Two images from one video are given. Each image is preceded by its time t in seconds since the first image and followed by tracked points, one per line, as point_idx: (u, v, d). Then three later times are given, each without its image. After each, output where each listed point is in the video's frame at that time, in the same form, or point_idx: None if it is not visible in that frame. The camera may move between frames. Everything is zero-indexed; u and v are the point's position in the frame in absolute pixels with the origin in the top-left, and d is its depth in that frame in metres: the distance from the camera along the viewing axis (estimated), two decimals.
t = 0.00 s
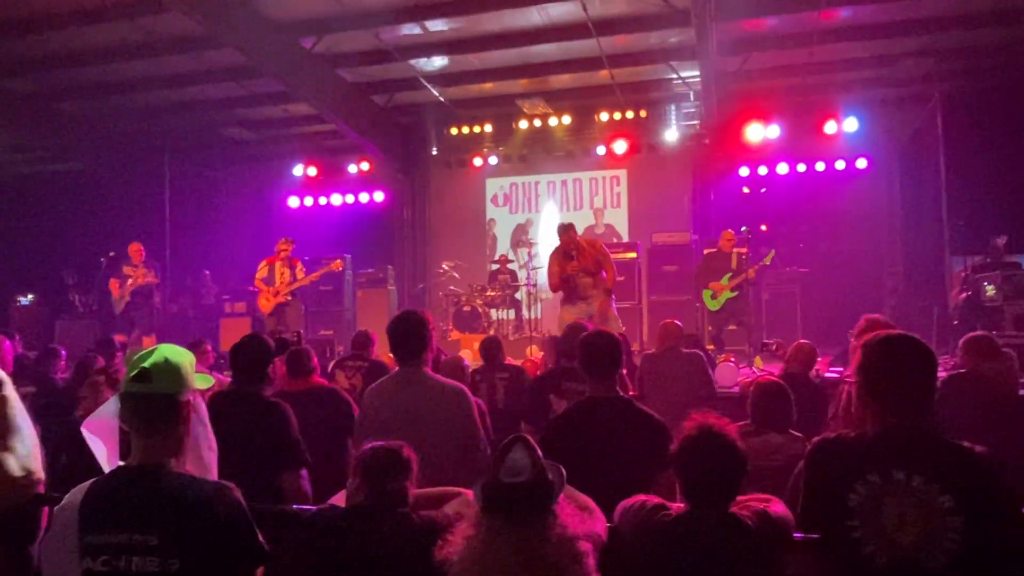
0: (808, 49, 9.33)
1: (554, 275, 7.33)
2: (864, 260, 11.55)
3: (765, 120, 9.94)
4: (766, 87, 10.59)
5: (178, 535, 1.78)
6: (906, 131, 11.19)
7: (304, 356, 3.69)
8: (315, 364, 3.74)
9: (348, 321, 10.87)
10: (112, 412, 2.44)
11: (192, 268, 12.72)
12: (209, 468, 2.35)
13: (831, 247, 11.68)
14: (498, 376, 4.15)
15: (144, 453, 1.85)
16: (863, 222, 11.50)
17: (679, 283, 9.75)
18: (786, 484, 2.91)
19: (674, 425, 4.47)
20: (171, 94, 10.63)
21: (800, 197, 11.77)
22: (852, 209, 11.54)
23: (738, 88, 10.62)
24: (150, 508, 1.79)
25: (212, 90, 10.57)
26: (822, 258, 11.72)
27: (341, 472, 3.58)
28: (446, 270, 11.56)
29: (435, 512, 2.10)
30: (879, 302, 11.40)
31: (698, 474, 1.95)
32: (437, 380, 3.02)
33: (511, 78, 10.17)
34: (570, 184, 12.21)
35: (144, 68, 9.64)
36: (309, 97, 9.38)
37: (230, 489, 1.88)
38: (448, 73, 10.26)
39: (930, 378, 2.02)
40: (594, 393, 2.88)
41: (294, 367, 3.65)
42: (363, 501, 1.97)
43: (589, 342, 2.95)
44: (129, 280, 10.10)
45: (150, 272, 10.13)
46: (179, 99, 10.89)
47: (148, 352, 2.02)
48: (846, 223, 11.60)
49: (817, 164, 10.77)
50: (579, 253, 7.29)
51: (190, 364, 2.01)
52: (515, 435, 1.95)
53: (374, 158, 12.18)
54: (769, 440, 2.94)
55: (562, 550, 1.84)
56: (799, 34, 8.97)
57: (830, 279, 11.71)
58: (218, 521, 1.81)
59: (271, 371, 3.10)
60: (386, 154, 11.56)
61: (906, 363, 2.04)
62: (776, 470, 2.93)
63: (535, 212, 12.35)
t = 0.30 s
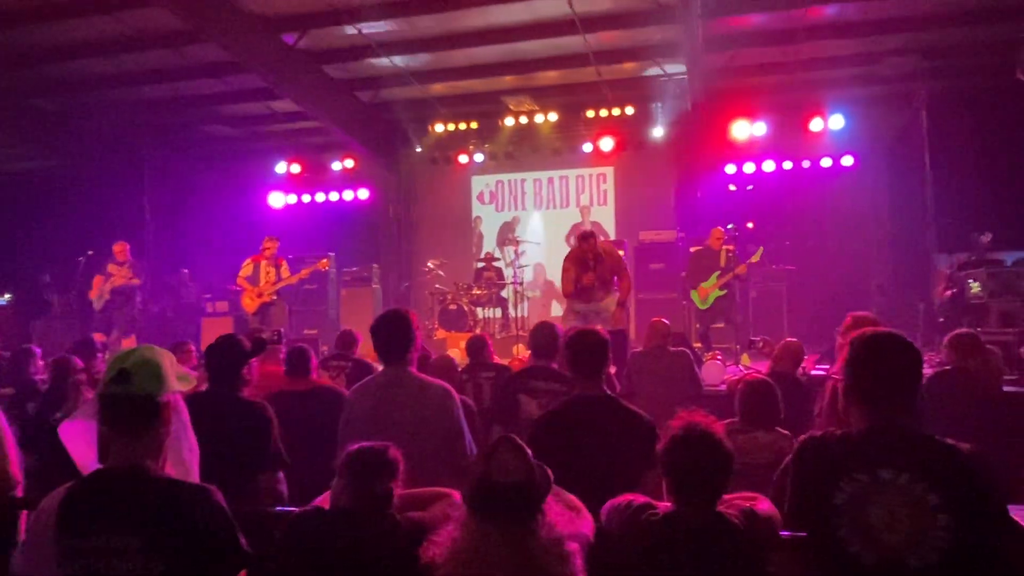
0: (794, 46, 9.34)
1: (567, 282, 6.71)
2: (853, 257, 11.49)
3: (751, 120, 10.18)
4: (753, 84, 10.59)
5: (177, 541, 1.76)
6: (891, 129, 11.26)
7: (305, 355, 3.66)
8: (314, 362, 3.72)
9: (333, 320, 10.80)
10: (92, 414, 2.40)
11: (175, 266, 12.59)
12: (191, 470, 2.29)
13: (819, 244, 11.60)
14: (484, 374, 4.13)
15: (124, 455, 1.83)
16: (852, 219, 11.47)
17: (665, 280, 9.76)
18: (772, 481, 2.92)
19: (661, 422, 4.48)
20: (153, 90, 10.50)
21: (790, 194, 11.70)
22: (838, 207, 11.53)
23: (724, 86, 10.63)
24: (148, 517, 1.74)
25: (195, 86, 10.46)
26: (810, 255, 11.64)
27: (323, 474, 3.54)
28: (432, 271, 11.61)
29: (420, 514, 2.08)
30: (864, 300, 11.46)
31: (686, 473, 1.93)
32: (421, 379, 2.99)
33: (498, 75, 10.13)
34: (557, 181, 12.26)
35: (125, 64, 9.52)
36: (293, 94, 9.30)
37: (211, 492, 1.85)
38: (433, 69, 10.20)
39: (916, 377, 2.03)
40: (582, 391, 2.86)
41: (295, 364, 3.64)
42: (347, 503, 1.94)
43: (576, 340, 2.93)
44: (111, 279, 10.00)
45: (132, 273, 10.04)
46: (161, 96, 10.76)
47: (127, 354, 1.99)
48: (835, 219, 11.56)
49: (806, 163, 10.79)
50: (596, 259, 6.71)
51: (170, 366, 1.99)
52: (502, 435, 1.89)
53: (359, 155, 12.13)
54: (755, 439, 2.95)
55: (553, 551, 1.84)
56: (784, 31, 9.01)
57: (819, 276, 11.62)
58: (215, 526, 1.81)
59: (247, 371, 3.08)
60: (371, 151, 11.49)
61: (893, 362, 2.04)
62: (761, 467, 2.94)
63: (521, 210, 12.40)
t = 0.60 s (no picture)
0: (772, 47, 9.43)
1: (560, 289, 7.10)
2: (829, 256, 11.67)
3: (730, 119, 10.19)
4: (731, 84, 10.69)
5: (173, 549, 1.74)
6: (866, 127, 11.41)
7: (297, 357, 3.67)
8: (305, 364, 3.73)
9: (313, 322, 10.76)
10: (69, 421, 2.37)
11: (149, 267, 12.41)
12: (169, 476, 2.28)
13: (796, 243, 11.77)
14: (466, 375, 4.14)
15: (102, 462, 1.78)
16: (829, 218, 11.64)
17: (644, 279, 9.82)
18: (753, 479, 2.95)
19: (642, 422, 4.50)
20: (126, 89, 10.34)
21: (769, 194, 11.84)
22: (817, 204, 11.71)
23: (703, 85, 10.66)
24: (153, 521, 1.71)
25: (170, 85, 10.32)
26: (788, 254, 11.83)
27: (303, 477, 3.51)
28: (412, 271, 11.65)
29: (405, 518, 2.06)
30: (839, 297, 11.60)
31: (670, 475, 1.94)
32: (403, 380, 2.97)
33: (477, 74, 10.11)
34: (537, 180, 12.37)
35: (98, 62, 9.36)
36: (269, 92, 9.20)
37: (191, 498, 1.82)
38: (412, 67, 10.15)
39: (896, 378, 2.06)
40: (566, 393, 2.86)
41: (286, 366, 3.64)
42: (331, 506, 1.93)
43: (559, 342, 2.93)
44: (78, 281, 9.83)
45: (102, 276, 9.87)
46: (133, 94, 10.59)
47: (106, 358, 1.95)
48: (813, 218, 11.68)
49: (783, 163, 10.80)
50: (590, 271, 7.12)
51: (149, 370, 1.96)
52: (486, 437, 1.89)
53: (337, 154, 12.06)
54: (737, 439, 2.97)
55: (539, 553, 1.82)
56: (762, 32, 9.08)
57: (797, 275, 11.80)
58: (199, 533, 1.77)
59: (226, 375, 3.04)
60: (349, 151, 11.42)
61: (872, 364, 2.07)
62: (741, 466, 2.97)
63: (502, 210, 12.53)
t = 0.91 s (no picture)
0: (754, 44, 9.48)
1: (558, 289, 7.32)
2: (812, 253, 11.74)
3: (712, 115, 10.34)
4: (713, 82, 10.75)
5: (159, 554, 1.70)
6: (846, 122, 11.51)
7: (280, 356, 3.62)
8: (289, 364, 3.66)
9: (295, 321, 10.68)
10: (50, 423, 2.32)
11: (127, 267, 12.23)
12: (155, 478, 2.24)
13: (778, 240, 11.82)
14: (450, 373, 4.15)
15: (85, 464, 1.75)
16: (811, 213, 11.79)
17: (628, 276, 9.84)
18: (739, 475, 2.98)
19: (627, 417, 4.51)
20: (101, 85, 10.17)
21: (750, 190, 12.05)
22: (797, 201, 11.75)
23: (687, 82, 10.67)
24: (145, 523, 1.68)
25: (146, 80, 10.16)
26: (771, 251, 11.86)
27: (288, 479, 3.46)
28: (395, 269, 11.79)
29: (394, 517, 2.04)
30: (819, 293, 11.70)
31: (658, 472, 1.94)
32: (389, 379, 2.95)
33: (459, 70, 10.05)
34: (520, 177, 12.40)
35: (72, 57, 9.18)
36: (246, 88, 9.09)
37: (178, 499, 1.78)
38: (393, 63, 10.04)
39: (882, 372, 2.07)
40: (554, 391, 2.85)
41: (268, 367, 3.58)
42: (319, 505, 1.91)
43: (546, 339, 2.93)
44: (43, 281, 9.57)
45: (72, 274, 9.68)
46: (108, 90, 10.41)
47: (90, 359, 1.92)
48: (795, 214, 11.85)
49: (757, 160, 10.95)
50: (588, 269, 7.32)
51: (133, 371, 1.93)
52: (475, 436, 1.87)
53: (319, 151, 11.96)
54: (722, 434, 2.99)
55: (528, 551, 1.81)
56: (744, 29, 9.12)
57: (781, 273, 11.84)
58: (187, 535, 1.74)
59: (208, 376, 3.00)
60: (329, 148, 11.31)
61: (859, 361, 2.07)
62: (727, 462, 2.99)
63: (486, 207, 12.50)
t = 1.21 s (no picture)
0: (738, 41, 9.53)
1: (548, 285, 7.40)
2: (796, 252, 11.74)
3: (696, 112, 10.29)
4: (696, 79, 10.81)
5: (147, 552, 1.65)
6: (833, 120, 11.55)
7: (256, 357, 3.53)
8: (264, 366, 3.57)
9: (276, 320, 10.57)
10: (36, 425, 2.28)
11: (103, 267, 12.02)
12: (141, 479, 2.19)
13: (763, 238, 11.83)
14: (435, 373, 4.13)
15: (71, 462, 1.73)
16: (795, 212, 11.78)
17: (613, 274, 9.87)
18: (727, 471, 2.99)
19: (614, 415, 4.50)
20: (77, 79, 10.02)
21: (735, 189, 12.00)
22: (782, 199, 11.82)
23: (670, 78, 10.71)
24: (133, 521, 1.65)
25: (123, 74, 10.01)
26: (755, 249, 11.89)
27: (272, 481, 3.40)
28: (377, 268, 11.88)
29: (384, 517, 2.01)
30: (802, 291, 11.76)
31: (648, 469, 1.93)
32: (374, 378, 2.91)
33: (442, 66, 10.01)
34: (504, 174, 12.48)
35: (46, 51, 9.04)
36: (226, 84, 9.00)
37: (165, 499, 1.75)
38: (375, 59, 9.98)
39: (868, 369, 2.06)
40: (543, 389, 2.83)
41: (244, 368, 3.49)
42: (309, 504, 1.87)
43: (534, 337, 2.90)
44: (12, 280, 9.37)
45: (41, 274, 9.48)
46: (84, 83, 10.25)
47: (74, 361, 1.94)
48: (779, 213, 11.83)
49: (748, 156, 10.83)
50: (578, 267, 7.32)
51: (119, 373, 1.95)
52: (466, 435, 1.85)
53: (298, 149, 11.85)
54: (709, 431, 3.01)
55: (522, 550, 1.79)
56: (728, 25, 9.14)
57: (764, 271, 11.86)
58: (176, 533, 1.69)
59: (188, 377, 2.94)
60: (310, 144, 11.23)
61: (848, 357, 2.06)
62: (715, 460, 3.00)
63: (469, 205, 12.56)
